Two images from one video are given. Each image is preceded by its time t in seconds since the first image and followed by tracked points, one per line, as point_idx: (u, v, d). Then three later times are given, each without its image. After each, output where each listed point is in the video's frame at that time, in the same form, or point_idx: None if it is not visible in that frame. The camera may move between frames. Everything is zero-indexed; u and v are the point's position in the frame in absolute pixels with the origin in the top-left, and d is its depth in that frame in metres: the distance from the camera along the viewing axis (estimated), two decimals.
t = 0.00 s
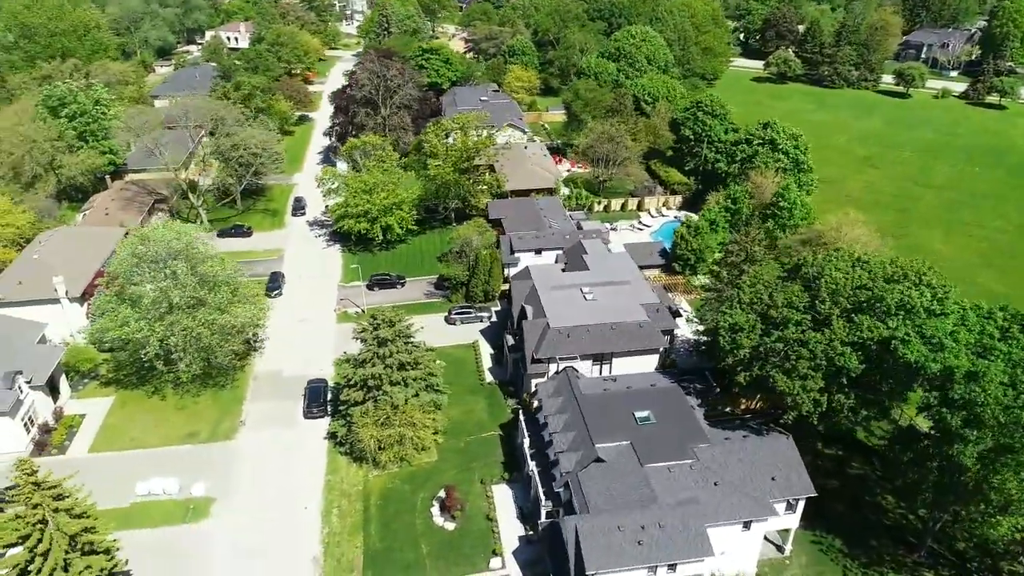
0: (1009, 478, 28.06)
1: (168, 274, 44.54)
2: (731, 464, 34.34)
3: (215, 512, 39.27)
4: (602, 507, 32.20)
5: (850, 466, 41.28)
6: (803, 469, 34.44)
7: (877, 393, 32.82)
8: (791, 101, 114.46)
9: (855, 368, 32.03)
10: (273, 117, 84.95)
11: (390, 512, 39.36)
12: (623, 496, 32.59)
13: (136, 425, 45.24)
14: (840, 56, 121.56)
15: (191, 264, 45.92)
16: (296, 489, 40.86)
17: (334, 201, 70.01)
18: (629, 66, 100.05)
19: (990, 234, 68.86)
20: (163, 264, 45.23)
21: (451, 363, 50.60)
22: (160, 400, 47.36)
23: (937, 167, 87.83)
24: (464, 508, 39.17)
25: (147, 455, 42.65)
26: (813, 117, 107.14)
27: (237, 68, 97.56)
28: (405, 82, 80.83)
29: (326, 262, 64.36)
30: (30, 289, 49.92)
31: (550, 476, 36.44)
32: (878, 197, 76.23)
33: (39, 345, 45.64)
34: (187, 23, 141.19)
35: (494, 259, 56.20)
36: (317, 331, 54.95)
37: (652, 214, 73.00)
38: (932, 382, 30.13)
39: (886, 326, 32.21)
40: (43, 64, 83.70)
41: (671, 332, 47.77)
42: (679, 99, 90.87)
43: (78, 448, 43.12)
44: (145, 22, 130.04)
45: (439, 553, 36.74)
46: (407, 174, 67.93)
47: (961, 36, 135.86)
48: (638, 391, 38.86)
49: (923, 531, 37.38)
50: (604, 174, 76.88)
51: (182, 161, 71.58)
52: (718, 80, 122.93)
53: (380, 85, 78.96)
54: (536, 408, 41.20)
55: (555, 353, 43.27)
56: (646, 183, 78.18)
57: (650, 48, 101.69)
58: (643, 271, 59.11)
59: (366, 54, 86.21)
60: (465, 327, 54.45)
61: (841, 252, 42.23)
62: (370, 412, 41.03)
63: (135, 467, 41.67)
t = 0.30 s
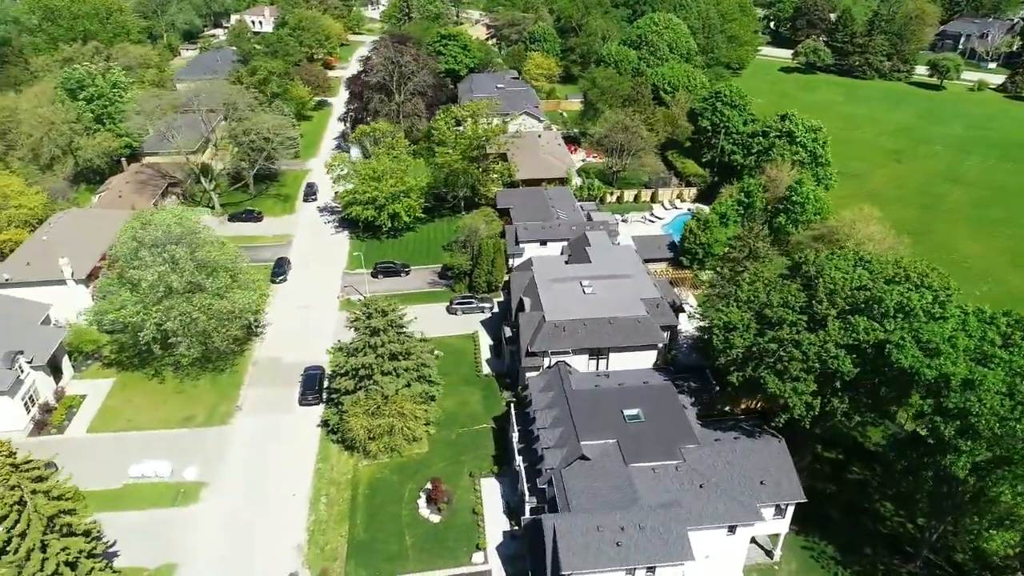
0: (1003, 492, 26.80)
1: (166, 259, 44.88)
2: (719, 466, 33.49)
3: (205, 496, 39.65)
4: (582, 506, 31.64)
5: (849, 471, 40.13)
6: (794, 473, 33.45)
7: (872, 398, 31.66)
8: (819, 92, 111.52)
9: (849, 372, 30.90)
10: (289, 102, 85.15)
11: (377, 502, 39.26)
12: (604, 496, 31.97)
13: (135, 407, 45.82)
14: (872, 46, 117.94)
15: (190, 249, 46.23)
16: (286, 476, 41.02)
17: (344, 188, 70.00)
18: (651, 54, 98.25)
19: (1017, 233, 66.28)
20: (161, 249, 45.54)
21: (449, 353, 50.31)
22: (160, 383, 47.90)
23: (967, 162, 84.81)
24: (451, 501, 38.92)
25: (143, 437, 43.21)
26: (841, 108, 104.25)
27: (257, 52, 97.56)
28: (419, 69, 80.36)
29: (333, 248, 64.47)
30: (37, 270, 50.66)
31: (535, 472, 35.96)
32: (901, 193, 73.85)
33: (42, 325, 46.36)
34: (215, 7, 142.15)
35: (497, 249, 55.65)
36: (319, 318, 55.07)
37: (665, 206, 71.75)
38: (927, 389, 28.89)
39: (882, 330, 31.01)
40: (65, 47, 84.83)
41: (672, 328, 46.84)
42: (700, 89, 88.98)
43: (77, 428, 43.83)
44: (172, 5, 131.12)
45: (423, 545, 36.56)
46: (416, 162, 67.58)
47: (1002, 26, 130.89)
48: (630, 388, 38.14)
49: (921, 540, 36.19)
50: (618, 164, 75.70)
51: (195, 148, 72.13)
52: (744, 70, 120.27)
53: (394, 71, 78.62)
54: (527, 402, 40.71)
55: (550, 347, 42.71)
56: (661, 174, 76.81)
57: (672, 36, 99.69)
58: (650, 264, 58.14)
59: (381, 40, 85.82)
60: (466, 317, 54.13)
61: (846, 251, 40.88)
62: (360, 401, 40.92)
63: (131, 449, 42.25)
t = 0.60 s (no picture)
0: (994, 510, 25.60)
1: (164, 244, 45.09)
2: (705, 470, 32.66)
3: (195, 481, 39.94)
4: (561, 506, 31.05)
5: (848, 478, 38.97)
6: (782, 480, 32.47)
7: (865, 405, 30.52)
8: (849, 83, 108.35)
9: (841, 378, 29.74)
10: (305, 87, 85.16)
11: (364, 493, 39.11)
12: (584, 497, 31.37)
13: (134, 390, 46.32)
14: (906, 36, 114.17)
15: (190, 234, 46.41)
16: (275, 462, 41.14)
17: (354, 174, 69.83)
18: (674, 42, 96.25)
19: None
20: (160, 234, 45.70)
21: (448, 344, 49.97)
22: (160, 366, 48.39)
23: (999, 158, 81.77)
24: (437, 495, 38.65)
25: (139, 420, 43.76)
26: (871, 100, 101.07)
27: (276, 35, 96.00)
28: (435, 55, 79.68)
29: (340, 235, 64.48)
30: (46, 251, 51.27)
31: (520, 468, 35.45)
32: (926, 190, 71.40)
33: (45, 306, 46.96)
34: None
35: (500, 240, 55.00)
36: (320, 305, 55.12)
37: (678, 199, 70.37)
38: (919, 398, 27.68)
39: (877, 335, 29.77)
40: (88, 29, 85.66)
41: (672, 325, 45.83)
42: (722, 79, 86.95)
43: (76, 409, 44.51)
44: None
45: (406, 538, 36.37)
46: (426, 150, 67.07)
47: None
48: (620, 386, 37.38)
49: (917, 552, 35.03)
50: (633, 155, 74.33)
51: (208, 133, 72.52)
52: (773, 59, 117.32)
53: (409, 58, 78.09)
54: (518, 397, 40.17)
55: (544, 341, 42.08)
56: (677, 166, 75.28)
57: (696, 25, 97.48)
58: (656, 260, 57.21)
59: (398, 25, 85.29)
60: (467, 308, 53.72)
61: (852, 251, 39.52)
62: (350, 391, 40.75)
63: (126, 431, 42.82)
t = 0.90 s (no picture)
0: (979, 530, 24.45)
1: (160, 230, 45.08)
2: (688, 475, 31.85)
3: (183, 467, 40.14)
4: (536, 507, 30.51)
5: (843, 487, 37.78)
6: (767, 488, 31.52)
7: (853, 415, 29.42)
8: (879, 76, 105.14)
9: (828, 386, 28.65)
10: (320, 74, 85.07)
11: (349, 485, 38.98)
12: (562, 500, 30.74)
13: (130, 374, 46.69)
14: (941, 28, 110.36)
15: (187, 221, 46.48)
16: (264, 451, 41.17)
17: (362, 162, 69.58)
18: (696, 33, 94.21)
19: None
20: (156, 220, 45.68)
21: (445, 337, 49.57)
22: (158, 351, 48.71)
23: None
24: (421, 489, 38.38)
25: (134, 404, 44.09)
26: (900, 94, 97.91)
27: (295, 22, 95.83)
28: (449, 43, 78.98)
29: (346, 223, 64.38)
30: (51, 235, 51.79)
31: (502, 466, 34.97)
32: (949, 189, 68.94)
33: (47, 289, 47.48)
34: None
35: (502, 232, 54.33)
36: (321, 293, 55.07)
37: (691, 194, 68.95)
38: (906, 410, 26.54)
39: (868, 342, 28.60)
40: (109, 14, 86.47)
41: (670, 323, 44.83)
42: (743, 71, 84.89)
43: (73, 391, 45.01)
44: None
45: (387, 533, 36.16)
46: (434, 139, 66.52)
47: None
48: (607, 386, 36.64)
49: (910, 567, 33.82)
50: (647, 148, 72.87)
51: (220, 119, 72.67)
52: (800, 51, 114.32)
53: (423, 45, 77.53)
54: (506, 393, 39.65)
55: (536, 337, 41.39)
56: (692, 160, 73.74)
57: (720, 15, 95.29)
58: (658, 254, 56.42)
59: (414, 13, 84.69)
60: (467, 301, 53.24)
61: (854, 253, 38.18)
62: (339, 382, 40.58)
63: (120, 415, 43.18)
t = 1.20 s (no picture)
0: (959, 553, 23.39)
1: (158, 218, 45.41)
2: (667, 481, 31.09)
3: (171, 454, 40.40)
4: (509, 509, 30.02)
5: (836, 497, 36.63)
6: (749, 498, 30.63)
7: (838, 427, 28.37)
8: (908, 72, 101.95)
9: (811, 396, 27.63)
10: (334, 63, 84.93)
11: (332, 478, 38.85)
12: (535, 503, 30.21)
13: (127, 359, 47.11)
14: (975, 22, 106.58)
15: (184, 208, 46.57)
16: (252, 441, 41.24)
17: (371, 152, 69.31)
18: (718, 25, 92.13)
19: None
20: (153, 208, 46.04)
21: (440, 331, 49.14)
22: (156, 337, 49.04)
23: None
24: (404, 485, 38.12)
25: (128, 390, 44.43)
26: (930, 90, 94.81)
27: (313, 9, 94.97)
28: (462, 32, 78.32)
29: (351, 213, 64.22)
30: (56, 219, 52.35)
31: (481, 466, 34.52)
32: (972, 190, 66.54)
33: (49, 273, 48.02)
34: None
35: (503, 226, 53.64)
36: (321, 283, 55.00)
37: (702, 190, 67.52)
38: (889, 425, 25.47)
39: (854, 352, 27.51)
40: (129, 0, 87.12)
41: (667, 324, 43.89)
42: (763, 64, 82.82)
43: (70, 375, 45.49)
44: None
45: (366, 528, 35.97)
46: (442, 130, 65.98)
47: None
48: (593, 387, 35.98)
49: None
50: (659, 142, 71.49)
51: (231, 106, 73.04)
52: (828, 44, 111.32)
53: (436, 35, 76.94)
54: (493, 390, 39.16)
55: (527, 335, 40.77)
56: (706, 155, 72.18)
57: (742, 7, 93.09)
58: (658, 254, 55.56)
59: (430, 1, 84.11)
60: (465, 294, 52.74)
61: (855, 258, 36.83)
62: (327, 375, 40.45)
63: (113, 400, 43.55)
